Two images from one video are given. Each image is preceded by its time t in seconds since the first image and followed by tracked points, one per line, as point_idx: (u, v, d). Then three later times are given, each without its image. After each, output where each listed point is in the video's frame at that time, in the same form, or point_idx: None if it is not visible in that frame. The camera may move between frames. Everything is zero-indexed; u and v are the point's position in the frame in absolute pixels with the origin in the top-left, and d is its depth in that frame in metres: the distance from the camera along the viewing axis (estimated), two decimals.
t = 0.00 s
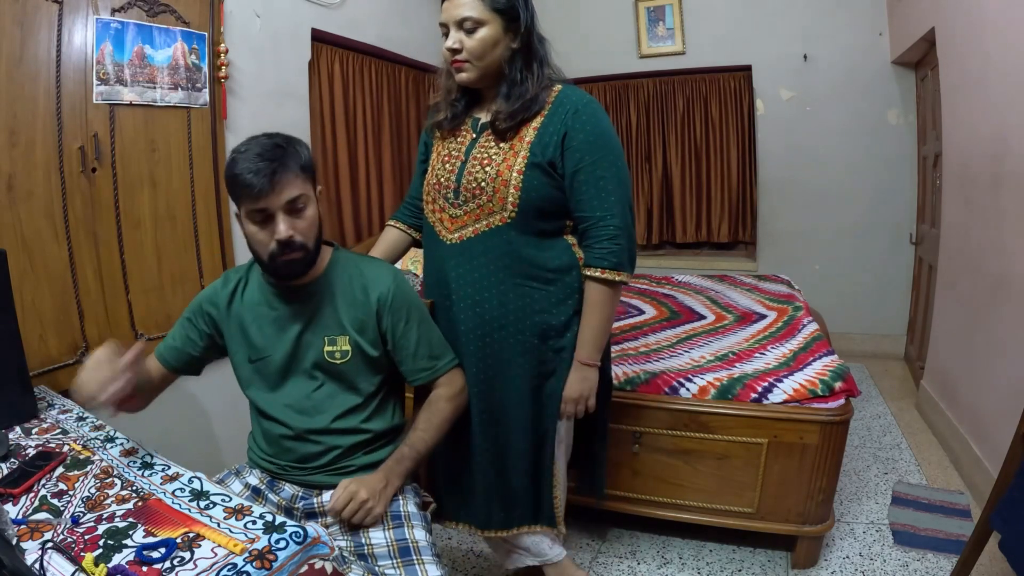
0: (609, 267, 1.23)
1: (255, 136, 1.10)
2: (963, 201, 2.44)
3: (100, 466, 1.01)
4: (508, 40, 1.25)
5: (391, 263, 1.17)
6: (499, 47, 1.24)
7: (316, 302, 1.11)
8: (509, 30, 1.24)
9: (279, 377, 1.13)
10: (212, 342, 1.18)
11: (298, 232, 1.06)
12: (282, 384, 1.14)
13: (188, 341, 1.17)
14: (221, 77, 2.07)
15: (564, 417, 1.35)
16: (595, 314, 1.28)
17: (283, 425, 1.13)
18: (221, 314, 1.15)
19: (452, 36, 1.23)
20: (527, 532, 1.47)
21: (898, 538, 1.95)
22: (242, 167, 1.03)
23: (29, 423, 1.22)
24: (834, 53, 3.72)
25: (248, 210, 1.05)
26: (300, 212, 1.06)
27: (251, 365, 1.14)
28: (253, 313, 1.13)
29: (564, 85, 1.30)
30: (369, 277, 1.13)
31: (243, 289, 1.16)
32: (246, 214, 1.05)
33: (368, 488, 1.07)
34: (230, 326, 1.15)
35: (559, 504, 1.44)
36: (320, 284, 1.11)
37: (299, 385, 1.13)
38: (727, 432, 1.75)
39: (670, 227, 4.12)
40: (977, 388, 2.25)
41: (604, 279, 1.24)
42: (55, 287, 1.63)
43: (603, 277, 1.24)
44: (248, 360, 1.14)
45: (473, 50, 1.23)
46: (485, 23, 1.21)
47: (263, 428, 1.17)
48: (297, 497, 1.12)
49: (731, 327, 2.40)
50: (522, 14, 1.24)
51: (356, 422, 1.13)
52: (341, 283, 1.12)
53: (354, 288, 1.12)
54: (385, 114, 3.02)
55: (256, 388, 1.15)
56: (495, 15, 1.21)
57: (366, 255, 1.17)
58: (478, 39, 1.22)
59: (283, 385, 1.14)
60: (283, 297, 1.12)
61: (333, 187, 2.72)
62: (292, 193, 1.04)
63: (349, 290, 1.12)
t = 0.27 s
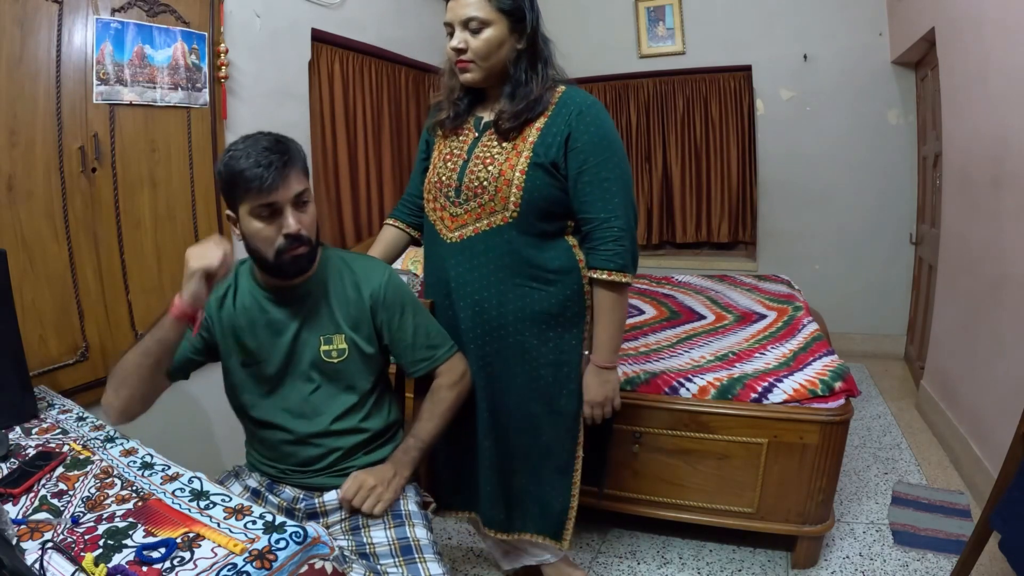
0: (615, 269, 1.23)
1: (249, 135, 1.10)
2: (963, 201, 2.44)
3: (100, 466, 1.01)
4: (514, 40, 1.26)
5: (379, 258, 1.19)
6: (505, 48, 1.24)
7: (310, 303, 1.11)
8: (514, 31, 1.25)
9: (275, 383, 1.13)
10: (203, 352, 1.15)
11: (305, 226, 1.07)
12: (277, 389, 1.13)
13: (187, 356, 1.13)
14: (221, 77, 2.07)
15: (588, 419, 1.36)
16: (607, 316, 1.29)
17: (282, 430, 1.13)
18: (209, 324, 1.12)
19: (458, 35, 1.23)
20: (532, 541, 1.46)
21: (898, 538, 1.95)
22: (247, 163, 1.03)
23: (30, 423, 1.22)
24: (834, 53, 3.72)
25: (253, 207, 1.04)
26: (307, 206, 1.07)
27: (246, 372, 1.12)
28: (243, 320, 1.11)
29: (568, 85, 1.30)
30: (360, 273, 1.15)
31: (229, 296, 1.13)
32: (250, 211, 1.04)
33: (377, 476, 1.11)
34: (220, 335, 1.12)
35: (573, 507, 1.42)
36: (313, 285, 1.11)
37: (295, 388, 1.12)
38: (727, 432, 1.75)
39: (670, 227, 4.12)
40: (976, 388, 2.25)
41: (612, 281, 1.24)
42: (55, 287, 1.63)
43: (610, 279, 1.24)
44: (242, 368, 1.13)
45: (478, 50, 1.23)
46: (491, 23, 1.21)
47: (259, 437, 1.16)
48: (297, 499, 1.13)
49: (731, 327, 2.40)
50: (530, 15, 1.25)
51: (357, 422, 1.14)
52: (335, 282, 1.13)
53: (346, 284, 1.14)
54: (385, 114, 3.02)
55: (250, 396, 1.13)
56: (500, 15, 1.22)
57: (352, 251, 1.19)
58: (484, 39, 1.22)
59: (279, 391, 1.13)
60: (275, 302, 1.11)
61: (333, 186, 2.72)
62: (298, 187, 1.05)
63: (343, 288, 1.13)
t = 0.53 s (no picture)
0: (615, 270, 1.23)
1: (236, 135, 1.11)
2: (963, 201, 2.44)
3: (100, 466, 1.01)
4: (516, 41, 1.26)
5: (372, 257, 1.20)
6: (507, 47, 1.25)
7: (305, 305, 1.12)
8: (517, 31, 1.25)
9: (272, 388, 1.12)
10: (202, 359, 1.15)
11: (304, 221, 1.09)
12: (276, 394, 1.13)
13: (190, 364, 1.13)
14: (221, 77, 2.07)
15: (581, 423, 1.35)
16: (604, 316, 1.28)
17: (283, 436, 1.13)
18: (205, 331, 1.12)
19: (459, 35, 1.23)
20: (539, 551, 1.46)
21: (898, 538, 1.95)
22: (247, 158, 1.05)
23: (30, 423, 1.22)
24: (834, 53, 3.72)
25: (253, 201, 1.05)
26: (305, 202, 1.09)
27: (243, 378, 1.12)
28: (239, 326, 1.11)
29: (570, 86, 1.30)
30: (354, 273, 1.16)
31: (224, 303, 1.13)
32: (250, 205, 1.05)
33: (377, 487, 1.11)
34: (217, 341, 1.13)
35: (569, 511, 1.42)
36: (307, 286, 1.12)
37: (294, 392, 1.12)
38: (727, 432, 1.75)
39: (670, 227, 4.12)
40: (976, 387, 2.25)
41: (611, 283, 1.23)
42: (55, 287, 1.63)
43: (609, 280, 1.23)
44: (239, 374, 1.12)
45: (479, 48, 1.23)
46: (493, 22, 1.21)
47: (260, 444, 1.16)
48: (298, 503, 1.13)
49: (731, 327, 2.40)
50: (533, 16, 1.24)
51: (356, 424, 1.14)
52: (329, 283, 1.14)
53: (341, 284, 1.15)
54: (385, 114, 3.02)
55: (249, 403, 1.13)
56: (504, 15, 1.22)
57: (343, 252, 1.20)
58: (486, 39, 1.22)
59: (277, 396, 1.13)
60: (270, 306, 1.11)
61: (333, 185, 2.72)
62: (298, 182, 1.08)
63: (337, 289, 1.14)
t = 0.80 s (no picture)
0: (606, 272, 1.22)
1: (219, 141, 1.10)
2: (963, 201, 2.44)
3: (100, 466, 1.01)
4: (518, 38, 1.26)
5: (364, 257, 1.20)
6: (511, 39, 1.25)
7: (299, 307, 1.12)
8: (521, 28, 1.25)
9: (267, 392, 1.12)
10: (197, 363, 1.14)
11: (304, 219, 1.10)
12: (271, 397, 1.12)
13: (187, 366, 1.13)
14: (221, 77, 2.07)
15: (563, 428, 1.31)
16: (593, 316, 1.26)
17: (279, 439, 1.13)
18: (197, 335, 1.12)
19: (464, 20, 1.24)
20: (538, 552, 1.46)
21: (898, 538, 1.95)
22: (245, 159, 1.05)
23: (30, 423, 1.22)
24: (834, 53, 3.72)
25: (253, 201, 1.05)
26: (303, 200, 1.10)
27: (237, 381, 1.12)
28: (232, 330, 1.11)
29: (570, 85, 1.30)
30: (346, 273, 1.17)
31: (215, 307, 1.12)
32: (250, 206, 1.05)
33: (374, 493, 1.10)
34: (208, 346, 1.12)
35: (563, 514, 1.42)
36: (300, 287, 1.12)
37: (289, 395, 1.12)
38: (727, 433, 1.75)
39: (670, 227, 4.12)
40: (976, 387, 2.25)
41: (603, 284, 1.22)
42: (55, 287, 1.63)
43: (601, 281, 1.22)
44: (232, 378, 1.12)
45: (483, 38, 1.23)
46: (501, 14, 1.22)
47: (256, 448, 1.15)
48: (297, 505, 1.13)
49: (731, 327, 2.40)
50: (537, 13, 1.25)
51: (352, 425, 1.15)
52: (322, 284, 1.14)
53: (333, 285, 1.15)
54: (385, 114, 3.02)
55: (243, 407, 1.13)
56: (511, 9, 1.22)
57: (335, 253, 1.20)
58: (490, 28, 1.22)
59: (272, 399, 1.12)
60: (263, 308, 1.11)
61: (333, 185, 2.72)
62: (296, 182, 1.09)
63: (330, 289, 1.15)
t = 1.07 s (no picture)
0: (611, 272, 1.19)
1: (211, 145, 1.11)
2: (963, 201, 2.44)
3: (100, 466, 1.01)
4: (518, 38, 1.26)
5: (362, 256, 1.21)
6: (509, 40, 1.25)
7: (298, 305, 1.12)
8: (521, 29, 1.25)
9: (266, 391, 1.12)
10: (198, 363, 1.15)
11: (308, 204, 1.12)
12: (270, 397, 1.12)
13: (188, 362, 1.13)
14: (221, 77, 2.07)
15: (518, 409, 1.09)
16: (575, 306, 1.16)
17: (279, 439, 1.13)
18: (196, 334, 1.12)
19: (463, 19, 1.24)
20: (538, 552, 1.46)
21: (898, 538, 1.95)
22: (249, 151, 1.06)
23: (30, 423, 1.22)
24: (834, 53, 3.72)
25: (264, 190, 1.05)
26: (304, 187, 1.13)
27: (236, 380, 1.11)
28: (231, 328, 1.11)
29: (569, 85, 1.30)
30: (345, 272, 1.17)
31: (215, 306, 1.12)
32: (258, 197, 1.06)
33: (373, 493, 1.10)
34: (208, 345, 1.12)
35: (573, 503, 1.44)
36: (299, 285, 1.13)
37: (288, 394, 1.12)
38: (727, 433, 1.75)
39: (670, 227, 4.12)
40: (976, 387, 2.25)
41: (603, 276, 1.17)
42: (55, 287, 1.63)
43: (604, 274, 1.16)
44: (231, 377, 1.11)
45: (480, 39, 1.23)
46: (499, 13, 1.22)
47: (256, 448, 1.16)
48: (297, 505, 1.13)
49: (731, 327, 2.40)
50: (538, 16, 1.25)
51: (351, 425, 1.14)
52: (321, 282, 1.15)
53: (331, 284, 1.15)
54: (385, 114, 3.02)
55: (243, 407, 1.12)
56: (510, 9, 1.22)
57: (334, 252, 1.20)
58: (488, 28, 1.22)
59: (271, 399, 1.12)
60: (262, 307, 1.11)
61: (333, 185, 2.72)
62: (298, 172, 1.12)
63: (329, 288, 1.15)
